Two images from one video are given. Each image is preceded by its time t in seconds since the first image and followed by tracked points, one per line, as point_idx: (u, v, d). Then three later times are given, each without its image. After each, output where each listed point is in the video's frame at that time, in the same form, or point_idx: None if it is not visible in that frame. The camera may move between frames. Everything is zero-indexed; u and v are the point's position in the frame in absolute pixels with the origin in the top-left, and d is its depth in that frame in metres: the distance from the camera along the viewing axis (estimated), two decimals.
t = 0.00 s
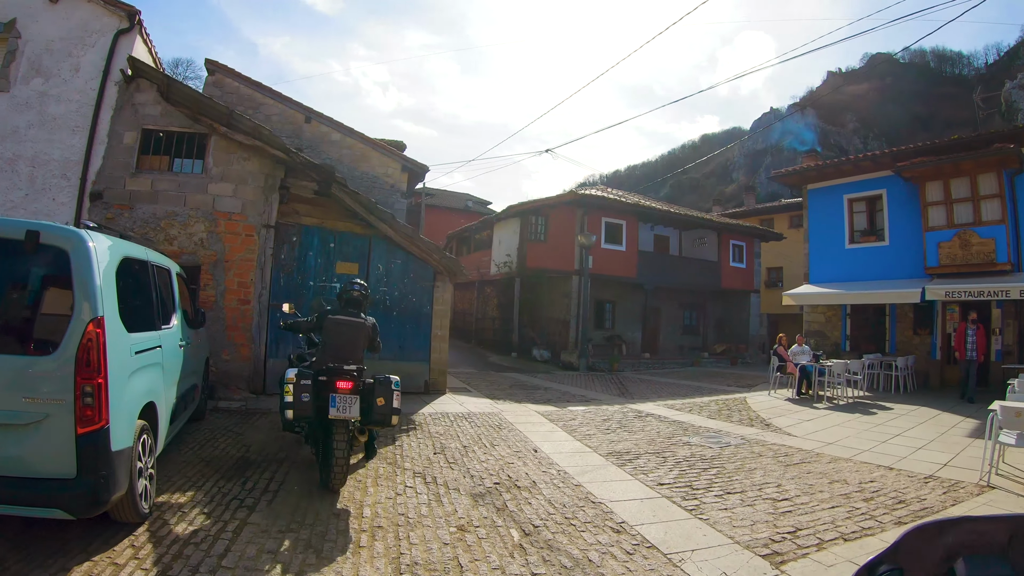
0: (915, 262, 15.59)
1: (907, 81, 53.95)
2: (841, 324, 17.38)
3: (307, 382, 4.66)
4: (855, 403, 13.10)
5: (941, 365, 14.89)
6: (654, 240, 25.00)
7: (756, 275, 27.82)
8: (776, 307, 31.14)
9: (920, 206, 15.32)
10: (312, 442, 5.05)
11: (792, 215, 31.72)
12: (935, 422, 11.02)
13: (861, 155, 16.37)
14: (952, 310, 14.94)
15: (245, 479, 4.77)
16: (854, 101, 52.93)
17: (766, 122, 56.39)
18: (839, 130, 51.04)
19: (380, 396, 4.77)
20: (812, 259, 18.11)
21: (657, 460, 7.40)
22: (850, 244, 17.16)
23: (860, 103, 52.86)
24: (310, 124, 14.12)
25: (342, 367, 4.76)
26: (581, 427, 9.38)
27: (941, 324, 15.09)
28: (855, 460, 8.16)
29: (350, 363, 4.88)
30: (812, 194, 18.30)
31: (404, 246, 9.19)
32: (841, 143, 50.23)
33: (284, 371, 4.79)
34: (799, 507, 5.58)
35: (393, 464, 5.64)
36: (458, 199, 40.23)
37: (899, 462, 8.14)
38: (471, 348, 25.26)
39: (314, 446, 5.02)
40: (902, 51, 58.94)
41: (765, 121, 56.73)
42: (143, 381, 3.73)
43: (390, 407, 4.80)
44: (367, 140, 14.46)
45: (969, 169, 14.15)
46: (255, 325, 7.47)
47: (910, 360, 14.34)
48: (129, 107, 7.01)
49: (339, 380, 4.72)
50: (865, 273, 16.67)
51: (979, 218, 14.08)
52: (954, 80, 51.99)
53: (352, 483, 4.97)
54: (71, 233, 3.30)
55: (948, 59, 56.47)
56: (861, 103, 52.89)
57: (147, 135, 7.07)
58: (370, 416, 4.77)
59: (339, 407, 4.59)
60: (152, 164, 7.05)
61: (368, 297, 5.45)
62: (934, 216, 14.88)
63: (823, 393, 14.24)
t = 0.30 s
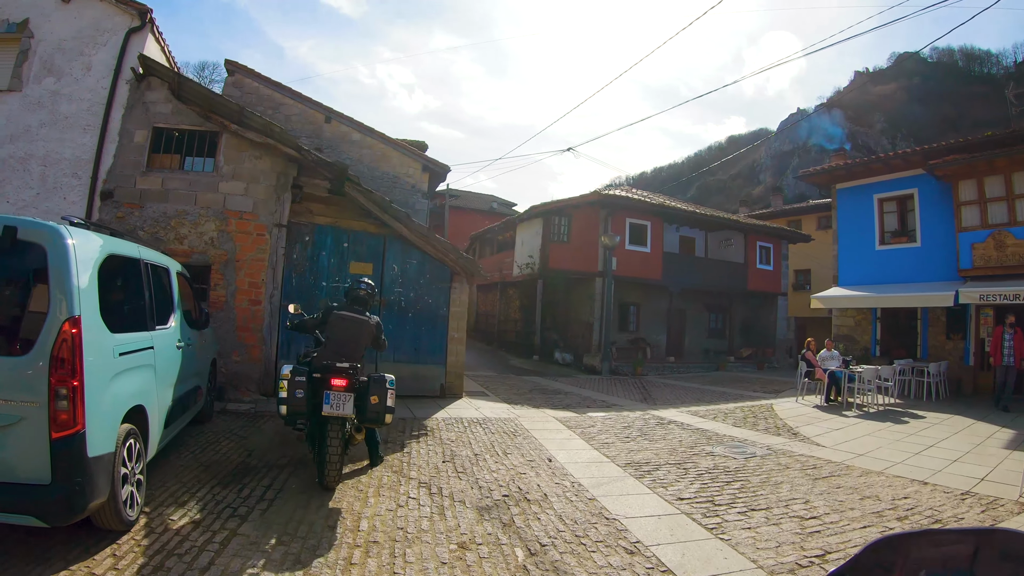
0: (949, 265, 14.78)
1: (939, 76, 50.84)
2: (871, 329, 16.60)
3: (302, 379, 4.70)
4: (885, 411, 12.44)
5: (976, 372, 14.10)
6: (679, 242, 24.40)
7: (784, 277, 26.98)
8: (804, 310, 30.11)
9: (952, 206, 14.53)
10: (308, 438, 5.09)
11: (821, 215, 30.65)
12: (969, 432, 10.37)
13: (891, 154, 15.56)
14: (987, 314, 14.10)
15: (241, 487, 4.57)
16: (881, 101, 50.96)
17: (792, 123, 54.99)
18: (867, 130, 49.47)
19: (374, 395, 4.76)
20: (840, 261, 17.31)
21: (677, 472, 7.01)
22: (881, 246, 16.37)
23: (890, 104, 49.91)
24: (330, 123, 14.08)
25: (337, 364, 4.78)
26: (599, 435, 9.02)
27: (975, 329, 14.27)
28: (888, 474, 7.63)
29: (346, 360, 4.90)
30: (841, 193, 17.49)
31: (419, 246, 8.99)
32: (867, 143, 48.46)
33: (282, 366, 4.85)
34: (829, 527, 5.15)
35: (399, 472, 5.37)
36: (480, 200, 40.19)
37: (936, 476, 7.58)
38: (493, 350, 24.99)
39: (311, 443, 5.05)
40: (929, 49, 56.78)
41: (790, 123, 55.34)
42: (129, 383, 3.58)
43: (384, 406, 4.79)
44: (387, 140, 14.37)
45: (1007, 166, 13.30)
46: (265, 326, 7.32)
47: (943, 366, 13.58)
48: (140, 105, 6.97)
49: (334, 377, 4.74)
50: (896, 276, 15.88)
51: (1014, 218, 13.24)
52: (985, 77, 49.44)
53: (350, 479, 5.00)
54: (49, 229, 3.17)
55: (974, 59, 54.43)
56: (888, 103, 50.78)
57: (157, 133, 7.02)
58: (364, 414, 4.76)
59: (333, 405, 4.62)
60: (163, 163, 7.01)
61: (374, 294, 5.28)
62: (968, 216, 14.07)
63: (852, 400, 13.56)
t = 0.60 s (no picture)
0: (974, 268, 14.18)
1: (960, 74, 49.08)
2: (892, 333, 16.01)
3: (297, 380, 4.69)
4: (908, 418, 11.94)
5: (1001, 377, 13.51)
6: (696, 244, 23.94)
7: (802, 280, 26.33)
8: (822, 313, 29.32)
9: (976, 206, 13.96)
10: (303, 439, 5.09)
11: (840, 217, 29.87)
12: (995, 441, 9.89)
13: (912, 153, 15.01)
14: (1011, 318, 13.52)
15: (235, 495, 4.40)
16: (899, 102, 49.51)
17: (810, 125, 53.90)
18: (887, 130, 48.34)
19: (370, 396, 4.75)
20: (861, 263, 16.71)
21: (694, 483, 6.67)
22: (902, 247, 15.79)
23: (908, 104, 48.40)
24: (343, 124, 14.00)
25: (332, 366, 4.76)
26: (613, 442, 8.72)
27: (999, 332, 13.68)
28: (914, 486, 7.21)
29: (342, 360, 4.90)
30: (861, 193, 16.94)
31: (429, 246, 8.80)
32: (884, 145, 47.31)
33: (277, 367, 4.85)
34: (855, 546, 4.81)
35: (400, 482, 5.14)
36: (495, 203, 40.05)
37: (965, 489, 7.15)
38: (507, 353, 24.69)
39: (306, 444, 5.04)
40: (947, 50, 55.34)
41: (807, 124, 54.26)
42: (111, 387, 3.43)
43: (380, 408, 4.78)
44: (400, 141, 14.24)
45: None
46: (271, 328, 7.11)
47: (967, 372, 13.02)
48: (145, 104, 6.90)
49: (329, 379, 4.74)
50: (919, 280, 15.28)
51: None
52: (1005, 76, 48.03)
53: (347, 483, 4.97)
54: (27, 224, 3.03)
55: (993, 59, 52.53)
56: (906, 103, 49.54)
57: (162, 132, 6.93)
58: (360, 416, 4.74)
59: (328, 406, 4.62)
60: (167, 161, 6.91)
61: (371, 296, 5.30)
62: (993, 216, 13.47)
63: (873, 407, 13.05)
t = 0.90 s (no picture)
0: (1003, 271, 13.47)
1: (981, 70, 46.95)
2: (918, 338, 15.36)
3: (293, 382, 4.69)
4: (936, 427, 11.35)
5: None
6: (716, 247, 23.38)
7: (824, 285, 25.57)
8: (844, 318, 28.39)
9: (1005, 207, 13.29)
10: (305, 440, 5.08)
11: (863, 219, 29.00)
12: None
13: (937, 152, 14.39)
14: None
15: (228, 505, 4.18)
16: (917, 104, 47.78)
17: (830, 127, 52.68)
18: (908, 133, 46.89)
19: (367, 399, 4.67)
20: (885, 266, 16.05)
21: (715, 498, 6.28)
22: (927, 250, 15.11)
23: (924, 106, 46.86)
24: (357, 125, 13.89)
25: (329, 368, 4.74)
26: (630, 452, 8.34)
27: None
28: (949, 502, 6.73)
29: (340, 362, 4.87)
30: (885, 194, 16.29)
31: (442, 247, 8.56)
32: (906, 147, 45.95)
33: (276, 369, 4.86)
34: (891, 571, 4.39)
35: (404, 493, 4.84)
36: (513, 206, 39.90)
37: (1005, 506, 6.62)
38: (523, 357, 24.33)
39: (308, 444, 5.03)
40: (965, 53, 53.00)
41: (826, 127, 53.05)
42: (90, 391, 3.24)
43: (377, 410, 4.69)
44: (415, 141, 14.07)
45: None
46: (277, 331, 6.91)
47: (995, 379, 12.44)
48: (151, 101, 6.80)
49: (326, 381, 4.72)
50: (945, 285, 14.57)
51: None
52: None
53: (350, 489, 4.84)
54: None
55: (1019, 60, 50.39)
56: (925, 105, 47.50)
57: (168, 129, 6.81)
58: (357, 419, 4.69)
59: (324, 408, 4.60)
60: (173, 160, 6.79)
61: (368, 297, 5.23)
62: None
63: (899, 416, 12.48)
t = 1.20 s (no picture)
0: None
1: (1001, 68, 45.29)
2: (941, 341, 14.81)
3: (294, 383, 4.62)
4: (962, 434, 10.85)
5: None
6: (736, 248, 22.87)
7: (845, 286, 24.87)
8: (865, 321, 27.57)
9: None
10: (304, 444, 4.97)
11: (883, 220, 28.21)
12: None
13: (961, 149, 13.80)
14: None
15: (224, 511, 4.03)
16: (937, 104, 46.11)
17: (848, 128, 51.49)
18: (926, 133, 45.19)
19: (368, 400, 4.62)
20: (908, 268, 15.52)
21: (736, 509, 5.95)
22: (952, 251, 14.50)
23: (944, 106, 45.37)
24: (371, 125, 13.82)
25: (329, 370, 4.71)
26: (646, 459, 8.03)
27: None
28: (982, 515, 6.31)
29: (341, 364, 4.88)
30: (908, 194, 15.71)
31: (455, 247, 8.37)
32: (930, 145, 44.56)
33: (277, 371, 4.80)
34: None
35: (408, 501, 4.64)
36: (530, 208, 39.72)
37: None
38: (539, 360, 24.06)
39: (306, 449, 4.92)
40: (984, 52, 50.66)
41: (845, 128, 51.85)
42: (76, 391, 3.12)
43: (379, 412, 4.64)
44: (430, 141, 13.95)
45: None
46: (285, 331, 6.78)
47: (1022, 384, 11.95)
48: (159, 99, 6.77)
49: (327, 382, 4.67)
50: (970, 287, 13.95)
51: None
52: None
53: (350, 490, 4.79)
54: None
55: None
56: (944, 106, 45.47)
57: (176, 127, 6.77)
58: (358, 421, 4.62)
59: (325, 409, 4.53)
60: (181, 157, 6.74)
61: (368, 299, 5.28)
62: None
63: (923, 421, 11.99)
